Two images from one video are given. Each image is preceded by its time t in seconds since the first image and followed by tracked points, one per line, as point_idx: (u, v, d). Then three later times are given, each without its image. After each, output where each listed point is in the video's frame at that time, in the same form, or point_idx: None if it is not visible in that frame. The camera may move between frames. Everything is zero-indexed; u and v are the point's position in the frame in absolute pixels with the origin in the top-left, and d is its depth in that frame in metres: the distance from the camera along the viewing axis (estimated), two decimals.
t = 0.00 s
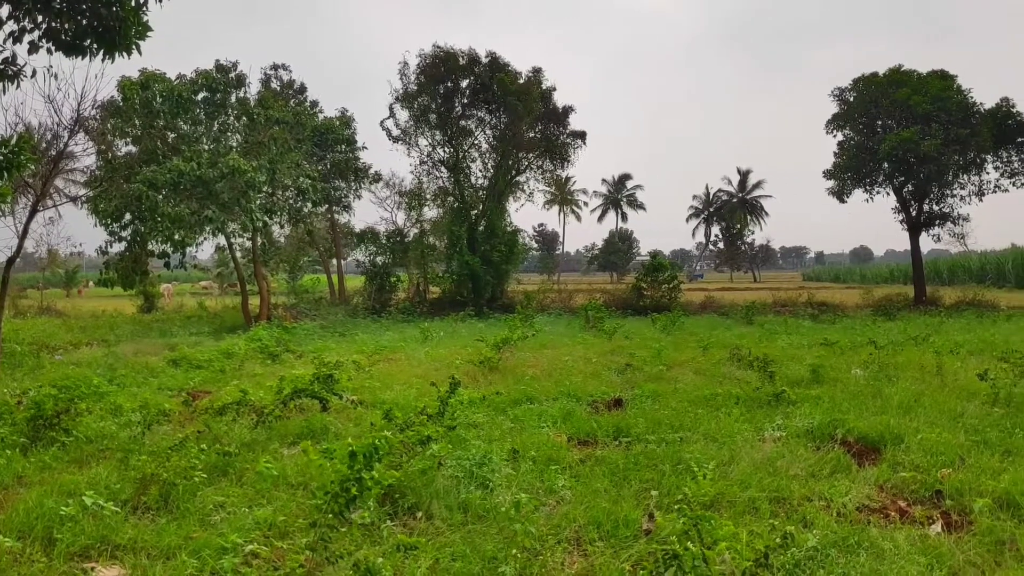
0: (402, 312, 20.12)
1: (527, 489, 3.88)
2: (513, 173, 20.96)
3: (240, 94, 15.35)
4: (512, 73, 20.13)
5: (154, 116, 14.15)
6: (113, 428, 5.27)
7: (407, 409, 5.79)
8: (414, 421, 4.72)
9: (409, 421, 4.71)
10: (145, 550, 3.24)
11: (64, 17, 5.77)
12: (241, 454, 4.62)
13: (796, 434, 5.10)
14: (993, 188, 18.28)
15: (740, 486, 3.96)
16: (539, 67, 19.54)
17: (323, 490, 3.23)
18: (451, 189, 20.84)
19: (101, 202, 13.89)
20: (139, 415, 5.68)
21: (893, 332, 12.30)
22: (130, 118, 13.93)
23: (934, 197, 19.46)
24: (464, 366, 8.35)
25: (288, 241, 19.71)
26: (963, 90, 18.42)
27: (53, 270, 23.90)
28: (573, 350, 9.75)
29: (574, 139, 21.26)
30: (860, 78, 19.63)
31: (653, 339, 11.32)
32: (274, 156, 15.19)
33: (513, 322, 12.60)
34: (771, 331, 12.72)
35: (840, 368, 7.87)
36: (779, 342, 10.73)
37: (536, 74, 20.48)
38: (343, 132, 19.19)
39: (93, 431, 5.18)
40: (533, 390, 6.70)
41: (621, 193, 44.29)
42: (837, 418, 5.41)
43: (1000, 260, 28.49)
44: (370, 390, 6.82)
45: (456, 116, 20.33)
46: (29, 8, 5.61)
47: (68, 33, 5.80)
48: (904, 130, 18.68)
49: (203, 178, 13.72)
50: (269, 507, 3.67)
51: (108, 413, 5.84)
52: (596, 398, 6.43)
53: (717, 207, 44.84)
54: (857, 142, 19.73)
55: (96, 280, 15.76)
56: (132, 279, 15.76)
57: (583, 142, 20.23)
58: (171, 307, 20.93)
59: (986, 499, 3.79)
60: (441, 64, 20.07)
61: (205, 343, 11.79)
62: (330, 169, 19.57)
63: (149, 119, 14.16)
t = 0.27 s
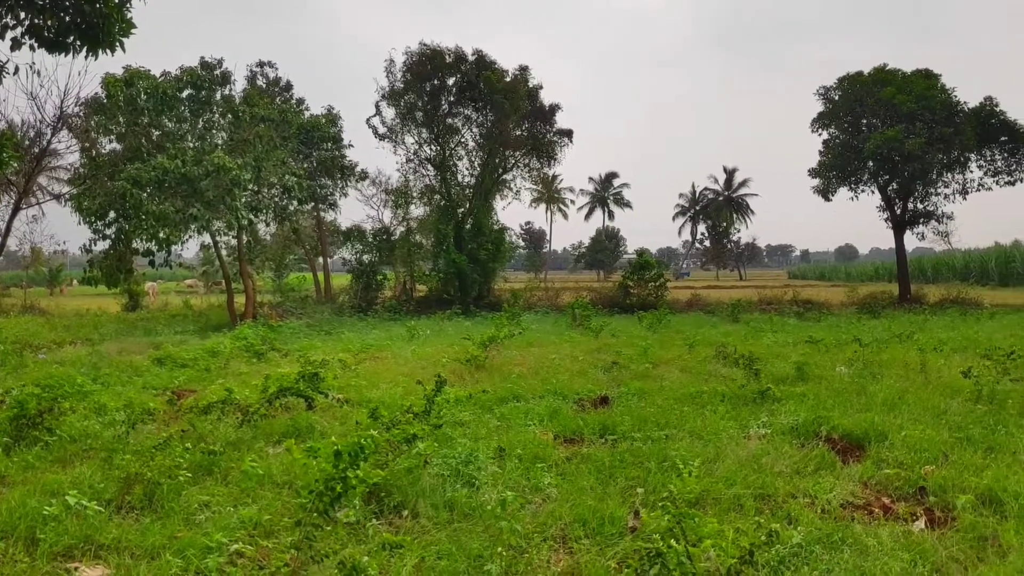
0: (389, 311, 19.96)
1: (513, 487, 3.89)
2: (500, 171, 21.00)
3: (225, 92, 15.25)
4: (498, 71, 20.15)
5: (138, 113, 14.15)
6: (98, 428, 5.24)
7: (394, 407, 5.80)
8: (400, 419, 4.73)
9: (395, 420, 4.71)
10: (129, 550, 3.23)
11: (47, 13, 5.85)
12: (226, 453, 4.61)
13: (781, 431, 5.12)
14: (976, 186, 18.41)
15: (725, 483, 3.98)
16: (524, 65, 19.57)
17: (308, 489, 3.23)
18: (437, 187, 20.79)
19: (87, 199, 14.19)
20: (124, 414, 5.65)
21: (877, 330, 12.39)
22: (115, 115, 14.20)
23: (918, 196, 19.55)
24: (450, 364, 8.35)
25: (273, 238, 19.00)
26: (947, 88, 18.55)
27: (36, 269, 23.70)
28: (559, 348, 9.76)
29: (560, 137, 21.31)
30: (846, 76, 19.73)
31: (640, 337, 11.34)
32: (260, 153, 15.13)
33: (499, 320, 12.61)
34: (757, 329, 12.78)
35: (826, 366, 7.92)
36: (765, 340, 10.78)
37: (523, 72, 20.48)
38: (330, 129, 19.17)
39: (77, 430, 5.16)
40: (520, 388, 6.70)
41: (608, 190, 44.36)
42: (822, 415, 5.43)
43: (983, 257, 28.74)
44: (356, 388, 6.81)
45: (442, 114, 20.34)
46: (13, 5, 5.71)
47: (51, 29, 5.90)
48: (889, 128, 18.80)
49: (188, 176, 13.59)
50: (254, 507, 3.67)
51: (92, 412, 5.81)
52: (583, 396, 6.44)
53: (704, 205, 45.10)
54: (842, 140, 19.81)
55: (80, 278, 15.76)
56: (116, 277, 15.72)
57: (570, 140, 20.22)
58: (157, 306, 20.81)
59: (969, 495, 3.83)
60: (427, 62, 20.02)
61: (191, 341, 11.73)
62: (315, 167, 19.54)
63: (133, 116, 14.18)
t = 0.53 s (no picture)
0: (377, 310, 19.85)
1: (501, 487, 3.90)
2: (489, 170, 21.06)
3: (213, 91, 15.20)
4: (487, 70, 20.11)
5: (125, 112, 14.04)
6: (84, 428, 5.22)
7: (382, 407, 5.79)
8: (389, 419, 4.73)
9: (383, 420, 4.71)
10: (115, 551, 3.23)
11: (32, 11, 5.97)
12: (213, 453, 4.60)
13: (768, 429, 5.14)
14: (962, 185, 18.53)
15: (713, 481, 4.00)
16: (513, 64, 19.54)
17: (296, 488, 3.23)
18: (426, 186, 20.75)
19: (73, 198, 14.19)
20: (111, 415, 5.63)
21: (865, 328, 12.46)
22: (101, 113, 13.81)
23: (905, 195, 19.65)
24: (439, 364, 8.34)
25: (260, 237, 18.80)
26: (933, 88, 18.66)
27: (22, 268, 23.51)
28: (547, 348, 9.77)
29: (548, 136, 21.41)
30: (833, 76, 19.82)
31: (628, 335, 11.36)
32: (247, 152, 15.13)
33: (488, 319, 12.61)
34: (744, 327, 12.83)
35: (813, 365, 7.95)
36: (753, 338, 10.82)
37: (511, 71, 20.44)
38: (317, 128, 19.16)
39: (63, 431, 5.13)
40: (509, 387, 6.71)
41: (596, 190, 44.42)
42: (809, 413, 5.46)
43: (969, 256, 28.94)
44: (344, 388, 6.80)
45: (431, 113, 20.28)
46: None
47: (37, 26, 6.03)
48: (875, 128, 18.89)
49: (175, 175, 13.51)
50: (241, 507, 3.66)
51: (78, 412, 5.78)
52: (571, 395, 6.45)
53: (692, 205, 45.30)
54: (830, 140, 19.89)
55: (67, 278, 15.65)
56: (102, 276, 15.58)
57: (558, 139, 20.33)
58: (144, 305, 20.69)
59: (954, 492, 3.85)
60: (416, 61, 19.98)
61: (179, 341, 11.69)
62: (303, 166, 19.50)
63: (120, 115, 14.04)
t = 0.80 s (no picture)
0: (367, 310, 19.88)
1: (491, 487, 3.90)
2: (479, 170, 21.06)
3: (202, 90, 15.10)
4: (477, 69, 20.12)
5: (114, 111, 14.05)
6: (71, 429, 5.20)
7: (371, 407, 5.79)
8: (378, 419, 4.72)
9: (372, 420, 4.71)
10: (103, 552, 3.22)
11: (19, 10, 5.96)
12: (202, 453, 4.59)
13: (758, 428, 5.15)
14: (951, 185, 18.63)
15: (703, 481, 4.01)
16: (503, 64, 19.54)
17: (286, 488, 3.22)
18: (416, 186, 20.79)
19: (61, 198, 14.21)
20: (98, 415, 5.60)
21: (853, 327, 12.51)
22: (90, 113, 14.14)
23: (894, 195, 19.72)
24: (430, 363, 8.34)
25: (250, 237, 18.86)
26: (922, 88, 18.75)
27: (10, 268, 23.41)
28: (537, 347, 9.76)
29: (539, 136, 21.41)
30: (822, 76, 19.88)
31: (619, 335, 11.37)
32: (237, 151, 15.03)
33: (479, 319, 12.60)
34: (734, 327, 12.85)
35: (803, 364, 7.97)
36: (742, 338, 10.85)
37: (502, 70, 20.42)
38: (308, 128, 19.10)
39: (51, 432, 5.10)
40: (500, 387, 6.70)
41: (587, 190, 44.47)
42: (798, 412, 5.47)
43: (957, 256, 29.13)
44: (333, 388, 6.80)
45: (421, 112, 20.28)
46: None
47: (24, 25, 6.00)
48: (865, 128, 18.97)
49: (164, 174, 13.44)
50: (230, 507, 3.66)
51: (66, 413, 5.75)
52: (561, 395, 6.45)
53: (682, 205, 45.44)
54: (819, 139, 19.95)
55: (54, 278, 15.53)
56: (90, 276, 15.53)
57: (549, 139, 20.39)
58: (133, 305, 20.62)
59: (942, 491, 3.87)
60: (406, 60, 19.97)
61: (167, 341, 11.65)
62: (293, 166, 19.47)
63: (108, 114, 14.08)
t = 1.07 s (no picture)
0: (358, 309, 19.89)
1: (481, 486, 3.91)
2: (470, 170, 21.03)
3: (191, 89, 15.03)
4: (468, 68, 20.09)
5: (102, 110, 13.92)
6: (60, 429, 5.18)
7: (362, 407, 5.79)
8: (369, 419, 4.73)
9: (363, 420, 4.71)
10: (92, 553, 3.21)
11: (7, 9, 5.92)
12: (192, 454, 4.58)
13: (747, 427, 5.17)
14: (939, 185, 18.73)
15: (693, 480, 4.02)
16: (494, 63, 19.52)
17: (275, 489, 3.23)
18: (407, 185, 20.75)
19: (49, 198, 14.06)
20: (87, 416, 5.58)
21: (843, 326, 12.58)
22: (78, 113, 13.96)
23: (883, 194, 19.79)
24: (420, 363, 8.34)
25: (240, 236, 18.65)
26: (911, 89, 18.85)
27: None
28: (528, 347, 9.78)
29: (530, 135, 21.39)
30: (812, 76, 19.95)
31: (609, 334, 11.41)
32: (227, 151, 14.97)
33: (469, 318, 12.60)
34: (724, 326, 12.90)
35: (792, 363, 8.00)
36: (732, 337, 10.90)
37: (492, 69, 20.42)
38: (298, 127, 19.03)
39: (39, 432, 5.08)
40: (490, 387, 6.71)
41: (578, 189, 44.51)
42: (788, 411, 5.50)
43: (945, 255, 29.33)
44: (324, 388, 6.80)
45: (411, 112, 20.28)
46: None
47: (11, 24, 5.98)
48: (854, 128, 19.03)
49: (153, 173, 13.36)
50: (220, 508, 3.66)
51: (54, 413, 5.73)
52: (553, 394, 6.46)
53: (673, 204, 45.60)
54: (809, 139, 19.99)
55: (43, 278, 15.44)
56: (79, 276, 15.45)
57: (540, 139, 20.47)
58: (122, 305, 20.58)
59: (931, 489, 3.89)
60: (396, 60, 19.95)
61: (156, 341, 11.61)
62: (283, 165, 19.48)
63: (97, 113, 13.96)
